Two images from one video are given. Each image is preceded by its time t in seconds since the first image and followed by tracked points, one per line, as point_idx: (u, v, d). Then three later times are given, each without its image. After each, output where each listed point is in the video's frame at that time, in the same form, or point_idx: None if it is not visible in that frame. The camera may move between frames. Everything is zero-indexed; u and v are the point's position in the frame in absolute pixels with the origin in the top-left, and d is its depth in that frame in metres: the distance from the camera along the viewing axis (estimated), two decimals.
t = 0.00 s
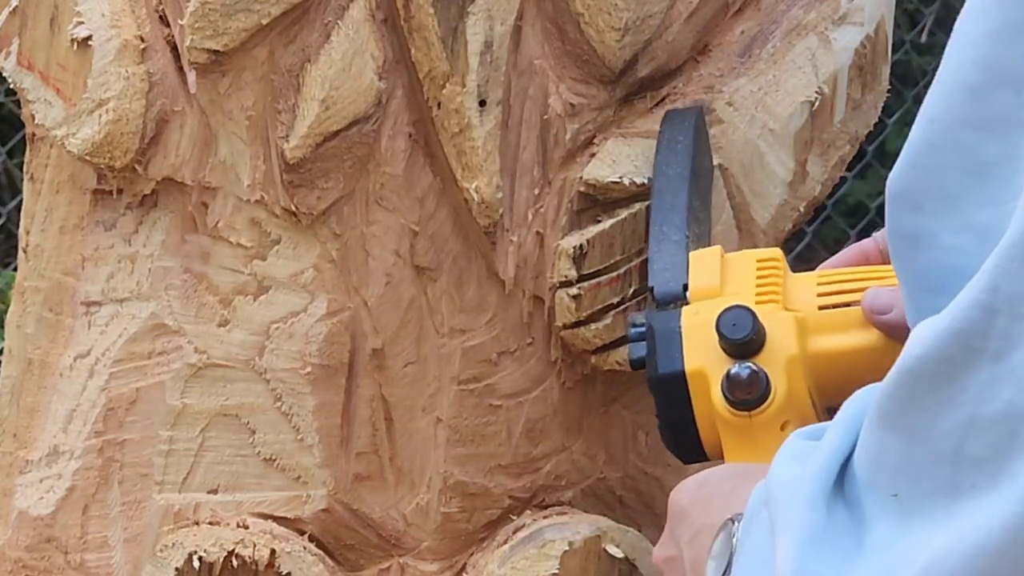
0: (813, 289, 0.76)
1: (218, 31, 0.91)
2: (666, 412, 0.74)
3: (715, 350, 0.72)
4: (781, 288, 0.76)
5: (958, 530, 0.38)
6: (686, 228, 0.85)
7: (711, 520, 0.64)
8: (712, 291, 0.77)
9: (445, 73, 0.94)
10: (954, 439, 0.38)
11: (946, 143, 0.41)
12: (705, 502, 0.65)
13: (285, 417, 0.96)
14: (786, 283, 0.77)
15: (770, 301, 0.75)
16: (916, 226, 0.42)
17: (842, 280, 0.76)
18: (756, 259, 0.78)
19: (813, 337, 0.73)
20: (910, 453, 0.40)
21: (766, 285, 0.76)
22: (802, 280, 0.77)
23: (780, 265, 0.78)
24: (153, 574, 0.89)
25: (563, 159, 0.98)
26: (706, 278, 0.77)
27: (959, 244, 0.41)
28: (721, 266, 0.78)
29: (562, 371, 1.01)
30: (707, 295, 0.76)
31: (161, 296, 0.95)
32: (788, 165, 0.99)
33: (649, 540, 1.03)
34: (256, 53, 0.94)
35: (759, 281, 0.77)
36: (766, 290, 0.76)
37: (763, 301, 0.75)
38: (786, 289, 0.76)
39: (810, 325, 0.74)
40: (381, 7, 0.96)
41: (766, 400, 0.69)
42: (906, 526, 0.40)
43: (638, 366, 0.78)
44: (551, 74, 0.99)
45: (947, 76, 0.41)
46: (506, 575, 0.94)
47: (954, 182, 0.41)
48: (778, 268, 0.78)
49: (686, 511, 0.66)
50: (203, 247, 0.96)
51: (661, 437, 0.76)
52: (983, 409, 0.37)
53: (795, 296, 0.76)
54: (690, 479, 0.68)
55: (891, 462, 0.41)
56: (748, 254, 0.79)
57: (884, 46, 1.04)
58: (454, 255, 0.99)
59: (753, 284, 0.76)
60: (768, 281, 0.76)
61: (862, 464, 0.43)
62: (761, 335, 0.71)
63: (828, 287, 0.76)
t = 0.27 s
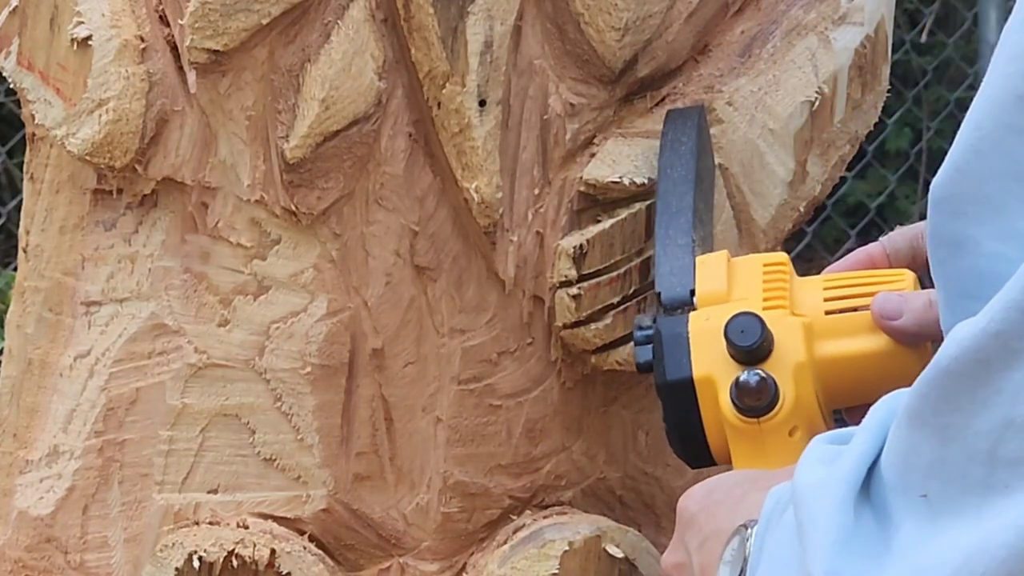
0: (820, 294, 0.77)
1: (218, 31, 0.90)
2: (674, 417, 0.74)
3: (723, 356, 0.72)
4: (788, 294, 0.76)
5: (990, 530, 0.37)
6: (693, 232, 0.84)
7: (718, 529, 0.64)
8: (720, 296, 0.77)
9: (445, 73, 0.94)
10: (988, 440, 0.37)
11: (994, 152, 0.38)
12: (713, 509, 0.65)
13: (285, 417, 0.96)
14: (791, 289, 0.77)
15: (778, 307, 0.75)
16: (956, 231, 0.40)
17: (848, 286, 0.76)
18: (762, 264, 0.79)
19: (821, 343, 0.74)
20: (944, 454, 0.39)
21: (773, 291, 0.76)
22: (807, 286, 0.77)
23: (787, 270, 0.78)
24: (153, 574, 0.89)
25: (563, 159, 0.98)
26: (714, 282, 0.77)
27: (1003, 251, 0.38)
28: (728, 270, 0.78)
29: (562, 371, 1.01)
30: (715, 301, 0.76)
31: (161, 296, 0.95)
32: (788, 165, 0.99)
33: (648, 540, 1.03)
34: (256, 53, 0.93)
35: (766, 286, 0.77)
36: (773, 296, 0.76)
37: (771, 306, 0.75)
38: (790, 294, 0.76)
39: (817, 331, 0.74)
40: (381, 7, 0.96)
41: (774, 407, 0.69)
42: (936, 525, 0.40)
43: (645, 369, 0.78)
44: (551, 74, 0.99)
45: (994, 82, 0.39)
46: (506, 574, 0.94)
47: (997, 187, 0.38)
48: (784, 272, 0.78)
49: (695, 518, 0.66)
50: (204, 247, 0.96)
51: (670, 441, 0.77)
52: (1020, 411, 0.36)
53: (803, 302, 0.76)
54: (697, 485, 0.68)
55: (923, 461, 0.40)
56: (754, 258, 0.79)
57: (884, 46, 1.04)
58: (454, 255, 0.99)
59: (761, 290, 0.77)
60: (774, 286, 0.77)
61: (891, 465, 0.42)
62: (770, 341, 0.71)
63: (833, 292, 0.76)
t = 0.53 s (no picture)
0: (820, 295, 0.76)
1: (218, 31, 0.90)
2: (680, 427, 0.74)
3: (724, 365, 0.71)
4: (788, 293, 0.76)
5: (990, 529, 0.37)
6: (690, 241, 0.85)
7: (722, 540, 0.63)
8: (719, 303, 0.76)
9: (445, 73, 0.94)
10: (989, 439, 0.37)
11: (998, 151, 0.38)
12: (719, 519, 0.64)
13: (285, 417, 0.96)
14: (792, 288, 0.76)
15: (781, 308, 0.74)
16: (961, 230, 0.40)
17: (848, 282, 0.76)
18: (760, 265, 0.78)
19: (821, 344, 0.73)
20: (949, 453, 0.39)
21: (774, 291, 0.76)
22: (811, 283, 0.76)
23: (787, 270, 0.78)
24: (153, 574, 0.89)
25: (563, 159, 0.98)
26: (713, 289, 0.77)
27: (1006, 251, 0.39)
28: (726, 277, 0.78)
29: (563, 371, 1.01)
30: (715, 308, 0.76)
31: (161, 296, 0.95)
32: (788, 165, 0.99)
33: (648, 540, 1.03)
34: (256, 53, 0.93)
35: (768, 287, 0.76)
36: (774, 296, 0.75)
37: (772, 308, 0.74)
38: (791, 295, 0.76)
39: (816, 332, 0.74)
40: (381, 7, 0.96)
41: (776, 414, 0.69)
42: (939, 525, 0.39)
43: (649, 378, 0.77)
44: (551, 74, 0.99)
45: (999, 82, 0.39)
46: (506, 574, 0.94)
47: (1002, 188, 0.38)
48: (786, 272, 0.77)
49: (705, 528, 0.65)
50: (204, 247, 0.96)
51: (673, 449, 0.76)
52: None
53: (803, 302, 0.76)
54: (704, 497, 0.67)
55: (925, 461, 0.40)
56: (753, 263, 0.79)
57: (884, 46, 1.04)
58: (454, 255, 0.99)
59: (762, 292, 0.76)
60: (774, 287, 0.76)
61: (892, 466, 0.42)
62: (770, 349, 0.70)
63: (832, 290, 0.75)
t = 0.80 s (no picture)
0: (827, 312, 0.77)
1: (218, 31, 0.90)
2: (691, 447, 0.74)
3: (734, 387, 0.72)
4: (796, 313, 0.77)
5: (998, 535, 0.37)
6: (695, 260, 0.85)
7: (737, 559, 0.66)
8: (727, 324, 0.77)
9: (445, 73, 0.94)
10: (995, 447, 0.37)
11: (999, 158, 0.38)
12: (732, 540, 0.68)
13: (285, 417, 0.96)
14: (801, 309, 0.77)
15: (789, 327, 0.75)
16: (964, 236, 0.40)
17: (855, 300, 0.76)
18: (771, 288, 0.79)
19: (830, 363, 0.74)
20: (944, 461, 0.40)
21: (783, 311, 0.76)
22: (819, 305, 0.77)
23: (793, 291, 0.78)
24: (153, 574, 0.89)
25: (563, 159, 0.98)
26: (721, 310, 0.78)
27: (1010, 255, 0.38)
28: (733, 298, 0.79)
29: (563, 371, 1.01)
30: (723, 329, 0.76)
31: (161, 296, 0.95)
32: (788, 165, 0.99)
33: (648, 540, 1.03)
34: (256, 53, 0.93)
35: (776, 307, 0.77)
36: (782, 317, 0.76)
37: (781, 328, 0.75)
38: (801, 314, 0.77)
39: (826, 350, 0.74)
40: (381, 7, 0.96)
41: (788, 435, 0.70)
42: (948, 536, 0.39)
43: (658, 398, 0.78)
44: (551, 73, 0.99)
45: (996, 89, 0.39)
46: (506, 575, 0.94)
47: (1003, 193, 0.38)
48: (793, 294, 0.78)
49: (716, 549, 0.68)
50: (203, 247, 0.96)
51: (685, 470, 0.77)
52: None
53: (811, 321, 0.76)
54: (720, 518, 0.70)
55: (931, 472, 0.40)
56: (759, 283, 0.80)
57: (884, 46, 1.04)
58: (454, 255, 0.99)
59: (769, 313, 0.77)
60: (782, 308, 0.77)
61: (900, 480, 0.42)
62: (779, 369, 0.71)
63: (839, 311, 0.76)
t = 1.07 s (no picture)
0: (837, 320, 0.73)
1: (218, 31, 0.90)
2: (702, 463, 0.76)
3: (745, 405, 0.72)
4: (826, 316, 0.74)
5: None
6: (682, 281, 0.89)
7: None
8: (736, 339, 0.75)
9: (445, 73, 0.94)
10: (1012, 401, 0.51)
11: None
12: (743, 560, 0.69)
13: (285, 417, 0.96)
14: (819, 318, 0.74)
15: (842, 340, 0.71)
16: None
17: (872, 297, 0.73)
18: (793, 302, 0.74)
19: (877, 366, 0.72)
20: (953, 470, 0.52)
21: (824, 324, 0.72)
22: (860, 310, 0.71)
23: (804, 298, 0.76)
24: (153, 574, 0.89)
25: (563, 159, 0.99)
26: (730, 325, 0.76)
27: None
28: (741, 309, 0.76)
29: (563, 370, 1.01)
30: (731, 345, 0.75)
31: (161, 295, 0.95)
32: (788, 165, 1.00)
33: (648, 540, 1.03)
34: (256, 53, 0.93)
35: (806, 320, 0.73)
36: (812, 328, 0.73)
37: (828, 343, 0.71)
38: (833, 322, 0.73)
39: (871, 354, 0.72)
40: (381, 7, 0.95)
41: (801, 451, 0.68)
42: None
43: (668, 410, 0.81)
44: (551, 73, 0.99)
45: None
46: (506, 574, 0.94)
47: None
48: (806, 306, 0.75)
49: (729, 566, 0.71)
50: (204, 247, 0.96)
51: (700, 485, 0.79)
52: None
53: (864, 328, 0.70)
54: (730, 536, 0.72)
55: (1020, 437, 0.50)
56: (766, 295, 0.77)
57: (885, 46, 1.03)
58: (454, 255, 0.99)
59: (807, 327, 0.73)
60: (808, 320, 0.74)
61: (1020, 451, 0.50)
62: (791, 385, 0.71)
63: (854, 307, 0.73)
